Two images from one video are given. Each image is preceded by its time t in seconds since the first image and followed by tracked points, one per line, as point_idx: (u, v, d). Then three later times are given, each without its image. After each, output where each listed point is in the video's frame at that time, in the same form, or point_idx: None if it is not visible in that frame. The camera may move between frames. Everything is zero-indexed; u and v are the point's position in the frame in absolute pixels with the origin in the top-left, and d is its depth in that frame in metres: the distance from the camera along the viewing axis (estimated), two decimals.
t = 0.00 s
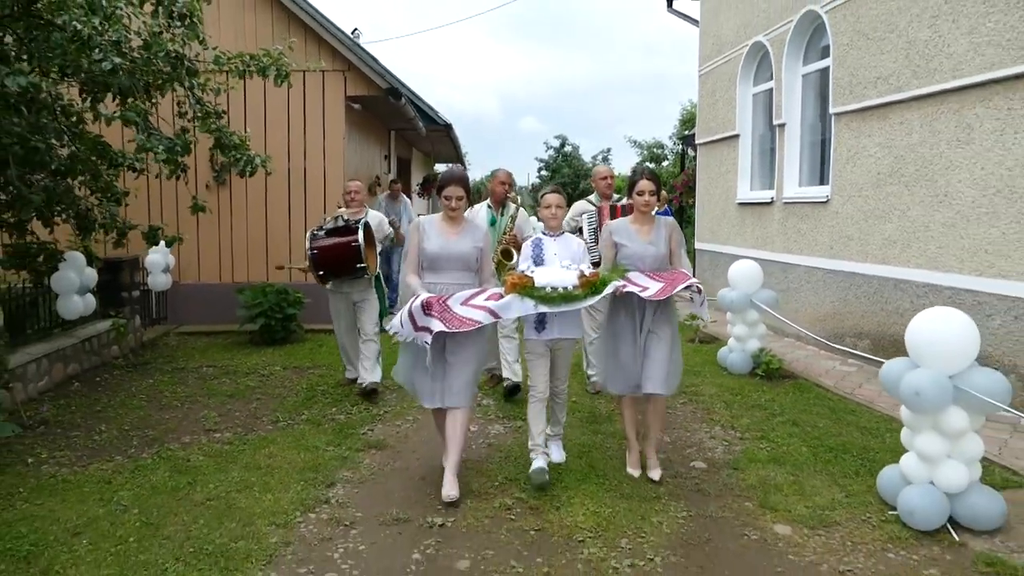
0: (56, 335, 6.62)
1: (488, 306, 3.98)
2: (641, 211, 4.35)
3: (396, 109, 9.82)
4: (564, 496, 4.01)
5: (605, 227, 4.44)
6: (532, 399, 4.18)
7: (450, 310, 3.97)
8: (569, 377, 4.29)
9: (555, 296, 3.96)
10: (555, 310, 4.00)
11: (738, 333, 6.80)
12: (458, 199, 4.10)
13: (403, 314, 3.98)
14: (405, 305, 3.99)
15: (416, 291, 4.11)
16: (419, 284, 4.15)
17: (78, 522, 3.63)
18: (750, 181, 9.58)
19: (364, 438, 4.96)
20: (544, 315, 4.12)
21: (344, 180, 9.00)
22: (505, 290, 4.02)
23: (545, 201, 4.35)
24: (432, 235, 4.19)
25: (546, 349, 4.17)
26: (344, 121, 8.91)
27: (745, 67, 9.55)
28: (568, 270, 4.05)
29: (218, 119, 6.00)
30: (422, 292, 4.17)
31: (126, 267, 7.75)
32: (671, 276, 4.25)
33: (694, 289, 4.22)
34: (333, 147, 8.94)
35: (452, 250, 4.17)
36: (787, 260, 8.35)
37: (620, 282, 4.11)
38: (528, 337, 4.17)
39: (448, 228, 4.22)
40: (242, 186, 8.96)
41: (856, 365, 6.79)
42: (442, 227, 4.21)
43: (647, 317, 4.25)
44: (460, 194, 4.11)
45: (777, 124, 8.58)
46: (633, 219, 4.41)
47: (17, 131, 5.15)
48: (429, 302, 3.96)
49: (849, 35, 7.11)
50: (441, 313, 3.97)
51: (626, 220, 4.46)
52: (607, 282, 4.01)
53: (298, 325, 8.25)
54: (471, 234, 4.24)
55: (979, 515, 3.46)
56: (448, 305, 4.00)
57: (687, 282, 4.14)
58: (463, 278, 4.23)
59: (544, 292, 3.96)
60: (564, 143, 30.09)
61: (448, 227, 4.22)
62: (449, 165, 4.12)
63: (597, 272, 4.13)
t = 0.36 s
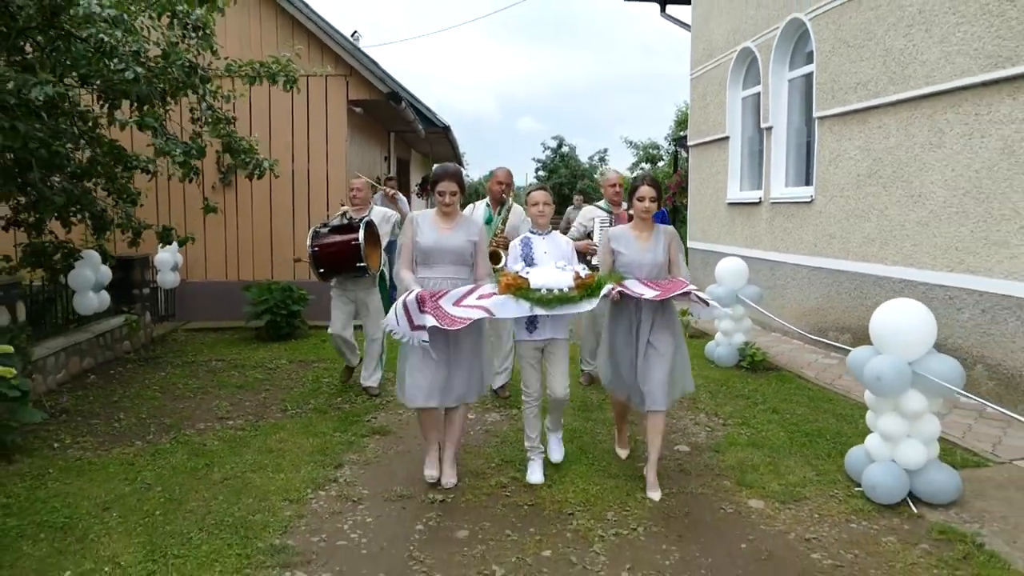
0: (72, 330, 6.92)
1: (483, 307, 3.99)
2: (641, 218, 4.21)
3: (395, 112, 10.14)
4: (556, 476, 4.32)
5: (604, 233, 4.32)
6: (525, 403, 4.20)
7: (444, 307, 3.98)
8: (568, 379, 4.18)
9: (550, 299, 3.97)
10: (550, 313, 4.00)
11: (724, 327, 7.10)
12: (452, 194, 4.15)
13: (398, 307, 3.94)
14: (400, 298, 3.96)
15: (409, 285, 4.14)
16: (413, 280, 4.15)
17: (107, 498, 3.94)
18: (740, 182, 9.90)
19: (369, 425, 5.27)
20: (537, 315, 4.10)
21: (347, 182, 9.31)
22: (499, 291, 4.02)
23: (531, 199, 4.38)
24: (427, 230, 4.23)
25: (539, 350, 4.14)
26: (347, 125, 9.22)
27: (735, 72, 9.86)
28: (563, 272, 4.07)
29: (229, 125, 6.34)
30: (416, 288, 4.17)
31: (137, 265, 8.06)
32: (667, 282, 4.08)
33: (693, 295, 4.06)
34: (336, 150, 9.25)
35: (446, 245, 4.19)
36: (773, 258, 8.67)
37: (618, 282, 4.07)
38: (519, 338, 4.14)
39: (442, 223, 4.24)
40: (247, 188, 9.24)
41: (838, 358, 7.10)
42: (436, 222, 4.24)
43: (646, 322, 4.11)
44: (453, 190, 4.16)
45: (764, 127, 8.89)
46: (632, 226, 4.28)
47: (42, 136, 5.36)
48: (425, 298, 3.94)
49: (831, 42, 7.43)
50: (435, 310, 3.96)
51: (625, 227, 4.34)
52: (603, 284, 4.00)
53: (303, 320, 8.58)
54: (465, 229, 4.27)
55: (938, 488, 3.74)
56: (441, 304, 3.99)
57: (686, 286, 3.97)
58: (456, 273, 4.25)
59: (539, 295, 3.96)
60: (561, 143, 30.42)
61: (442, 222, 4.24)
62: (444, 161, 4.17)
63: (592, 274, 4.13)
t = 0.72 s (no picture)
0: (89, 323, 7.21)
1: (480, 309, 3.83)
2: (641, 217, 4.07)
3: (397, 113, 10.44)
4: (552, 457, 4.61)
5: (603, 231, 4.15)
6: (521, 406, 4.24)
7: (443, 315, 3.82)
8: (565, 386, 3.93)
9: (549, 301, 3.80)
10: (549, 316, 3.83)
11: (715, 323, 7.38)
12: (448, 198, 3.95)
13: (397, 312, 3.82)
14: (399, 305, 3.83)
15: (405, 293, 3.95)
16: (408, 288, 4.00)
17: (135, 476, 4.24)
18: (732, 182, 10.20)
19: (375, 413, 5.56)
20: (537, 322, 3.91)
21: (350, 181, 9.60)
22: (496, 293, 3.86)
23: (540, 205, 4.06)
24: (423, 235, 4.03)
25: (539, 357, 3.96)
26: (350, 126, 9.50)
27: (727, 76, 10.16)
28: (564, 274, 3.90)
29: (241, 128, 6.63)
30: (412, 296, 4.01)
31: (149, 261, 8.35)
32: (668, 283, 3.97)
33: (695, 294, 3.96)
34: (340, 150, 9.53)
35: (442, 251, 4.00)
36: (762, 255, 8.98)
37: (619, 284, 3.91)
38: (521, 347, 3.97)
39: (439, 228, 4.05)
40: (254, 187, 9.51)
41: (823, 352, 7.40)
42: (433, 227, 4.04)
43: (651, 325, 3.98)
44: (450, 194, 3.96)
45: (755, 130, 9.19)
46: (633, 224, 4.15)
47: (66, 139, 5.65)
48: (422, 305, 3.80)
49: (818, 48, 7.72)
50: (436, 317, 3.81)
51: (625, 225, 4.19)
52: (602, 288, 3.84)
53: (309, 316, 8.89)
54: (463, 234, 4.08)
55: (909, 467, 4.03)
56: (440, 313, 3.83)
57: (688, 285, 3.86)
58: (455, 280, 4.05)
59: (537, 296, 3.79)
60: (559, 143, 30.73)
61: (439, 226, 4.05)
62: (439, 163, 3.96)
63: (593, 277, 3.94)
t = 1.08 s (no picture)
0: (106, 317, 7.50)
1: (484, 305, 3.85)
2: (641, 214, 4.12)
3: (400, 115, 10.75)
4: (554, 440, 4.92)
5: (605, 230, 4.17)
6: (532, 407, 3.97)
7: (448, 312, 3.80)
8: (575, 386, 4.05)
9: (555, 299, 3.81)
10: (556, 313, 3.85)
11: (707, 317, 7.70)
12: (456, 189, 3.99)
13: (403, 309, 3.81)
14: (406, 301, 3.82)
15: (412, 284, 3.97)
16: (414, 280, 4.00)
17: (164, 455, 4.54)
18: (724, 182, 10.52)
19: (385, 400, 5.87)
20: (549, 317, 3.93)
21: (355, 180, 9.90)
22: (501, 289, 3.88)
23: (552, 198, 4.03)
24: (429, 227, 4.05)
25: (549, 352, 3.97)
26: (355, 127, 9.79)
27: (720, 79, 10.48)
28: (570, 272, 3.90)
29: (254, 130, 6.93)
30: (418, 287, 4.02)
31: (162, 257, 8.65)
32: (674, 282, 4.03)
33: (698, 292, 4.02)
34: (345, 150, 9.83)
35: (449, 243, 4.02)
36: (753, 253, 9.31)
37: (624, 283, 3.91)
38: (532, 341, 3.99)
39: (446, 220, 4.08)
40: (261, 186, 9.79)
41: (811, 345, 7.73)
42: (439, 219, 4.07)
43: (649, 328, 4.03)
44: (457, 185, 4.00)
45: (747, 132, 9.50)
46: (633, 221, 4.16)
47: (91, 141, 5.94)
48: (428, 300, 3.78)
49: (807, 53, 8.04)
50: (442, 311, 3.80)
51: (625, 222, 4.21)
52: (609, 286, 3.84)
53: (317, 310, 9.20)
54: (468, 228, 4.10)
55: (886, 448, 4.34)
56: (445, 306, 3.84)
57: (693, 285, 3.92)
58: (460, 273, 4.08)
59: (544, 294, 3.81)
60: (556, 143, 31.06)
61: (445, 219, 4.08)
62: (447, 155, 4.01)
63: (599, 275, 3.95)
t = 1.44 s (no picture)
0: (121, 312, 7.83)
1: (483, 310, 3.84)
2: (641, 217, 4.08)
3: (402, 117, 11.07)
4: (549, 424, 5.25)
5: (602, 233, 4.19)
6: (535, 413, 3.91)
7: (446, 314, 3.84)
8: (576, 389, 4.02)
9: (556, 307, 3.77)
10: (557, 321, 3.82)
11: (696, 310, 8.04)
12: (458, 187, 4.06)
13: (400, 302, 3.86)
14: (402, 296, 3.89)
15: (412, 282, 4.06)
16: (415, 278, 4.09)
17: (186, 437, 4.87)
18: (715, 182, 10.86)
19: (390, 389, 6.20)
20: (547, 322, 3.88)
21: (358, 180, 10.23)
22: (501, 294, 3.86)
23: (540, 201, 4.09)
24: (433, 227, 4.14)
25: (547, 357, 3.92)
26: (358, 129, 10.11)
27: (711, 82, 10.82)
28: (571, 277, 3.87)
29: (264, 133, 7.25)
30: (418, 286, 4.11)
31: (173, 255, 8.99)
32: (672, 287, 3.99)
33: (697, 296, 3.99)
34: (348, 151, 10.14)
35: (450, 243, 4.10)
36: (742, 250, 9.67)
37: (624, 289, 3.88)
38: (528, 346, 3.92)
39: (449, 221, 4.16)
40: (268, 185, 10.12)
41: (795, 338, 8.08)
42: (443, 218, 4.15)
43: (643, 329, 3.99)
44: (461, 185, 4.08)
45: (736, 133, 9.85)
46: (631, 224, 4.15)
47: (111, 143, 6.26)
48: (427, 300, 3.84)
49: (793, 58, 8.38)
50: (439, 313, 3.85)
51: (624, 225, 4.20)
52: (610, 291, 3.81)
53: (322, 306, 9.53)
54: (471, 228, 4.17)
55: (857, 428, 4.67)
56: (443, 309, 3.87)
57: (690, 288, 3.89)
58: (461, 273, 4.16)
59: (544, 302, 3.77)
60: (553, 143, 31.43)
61: (448, 219, 4.16)
62: (451, 156, 4.10)
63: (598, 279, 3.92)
